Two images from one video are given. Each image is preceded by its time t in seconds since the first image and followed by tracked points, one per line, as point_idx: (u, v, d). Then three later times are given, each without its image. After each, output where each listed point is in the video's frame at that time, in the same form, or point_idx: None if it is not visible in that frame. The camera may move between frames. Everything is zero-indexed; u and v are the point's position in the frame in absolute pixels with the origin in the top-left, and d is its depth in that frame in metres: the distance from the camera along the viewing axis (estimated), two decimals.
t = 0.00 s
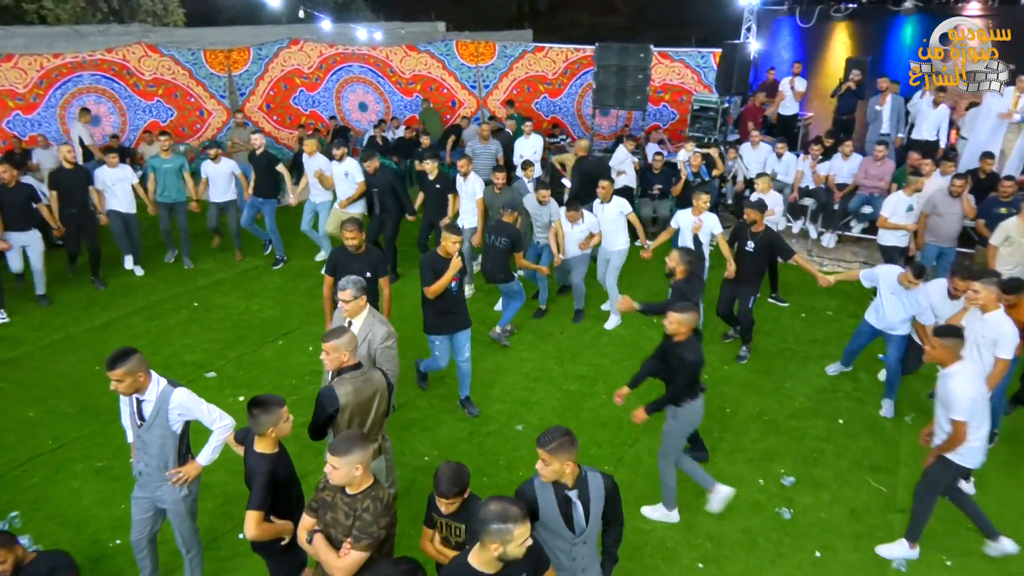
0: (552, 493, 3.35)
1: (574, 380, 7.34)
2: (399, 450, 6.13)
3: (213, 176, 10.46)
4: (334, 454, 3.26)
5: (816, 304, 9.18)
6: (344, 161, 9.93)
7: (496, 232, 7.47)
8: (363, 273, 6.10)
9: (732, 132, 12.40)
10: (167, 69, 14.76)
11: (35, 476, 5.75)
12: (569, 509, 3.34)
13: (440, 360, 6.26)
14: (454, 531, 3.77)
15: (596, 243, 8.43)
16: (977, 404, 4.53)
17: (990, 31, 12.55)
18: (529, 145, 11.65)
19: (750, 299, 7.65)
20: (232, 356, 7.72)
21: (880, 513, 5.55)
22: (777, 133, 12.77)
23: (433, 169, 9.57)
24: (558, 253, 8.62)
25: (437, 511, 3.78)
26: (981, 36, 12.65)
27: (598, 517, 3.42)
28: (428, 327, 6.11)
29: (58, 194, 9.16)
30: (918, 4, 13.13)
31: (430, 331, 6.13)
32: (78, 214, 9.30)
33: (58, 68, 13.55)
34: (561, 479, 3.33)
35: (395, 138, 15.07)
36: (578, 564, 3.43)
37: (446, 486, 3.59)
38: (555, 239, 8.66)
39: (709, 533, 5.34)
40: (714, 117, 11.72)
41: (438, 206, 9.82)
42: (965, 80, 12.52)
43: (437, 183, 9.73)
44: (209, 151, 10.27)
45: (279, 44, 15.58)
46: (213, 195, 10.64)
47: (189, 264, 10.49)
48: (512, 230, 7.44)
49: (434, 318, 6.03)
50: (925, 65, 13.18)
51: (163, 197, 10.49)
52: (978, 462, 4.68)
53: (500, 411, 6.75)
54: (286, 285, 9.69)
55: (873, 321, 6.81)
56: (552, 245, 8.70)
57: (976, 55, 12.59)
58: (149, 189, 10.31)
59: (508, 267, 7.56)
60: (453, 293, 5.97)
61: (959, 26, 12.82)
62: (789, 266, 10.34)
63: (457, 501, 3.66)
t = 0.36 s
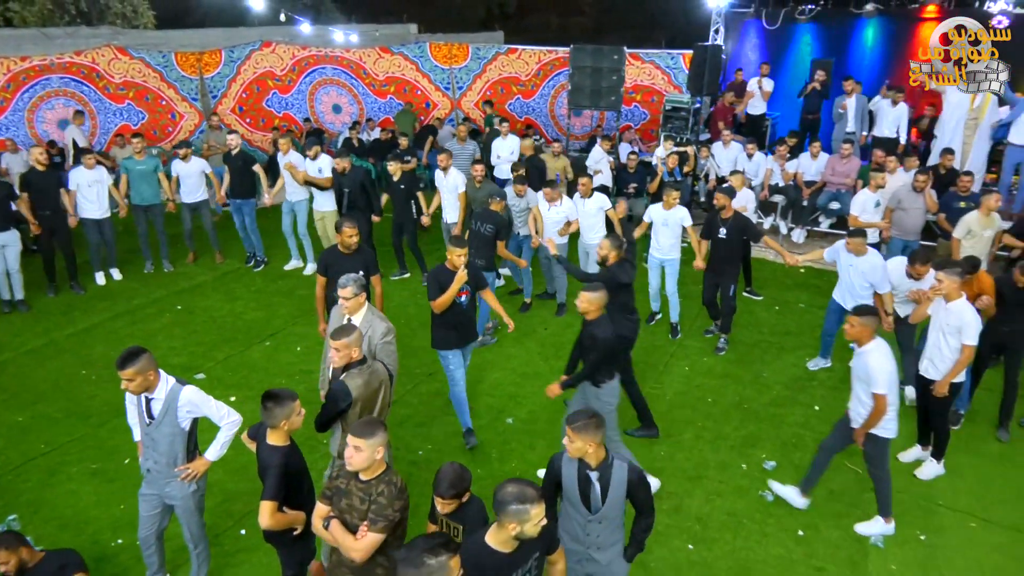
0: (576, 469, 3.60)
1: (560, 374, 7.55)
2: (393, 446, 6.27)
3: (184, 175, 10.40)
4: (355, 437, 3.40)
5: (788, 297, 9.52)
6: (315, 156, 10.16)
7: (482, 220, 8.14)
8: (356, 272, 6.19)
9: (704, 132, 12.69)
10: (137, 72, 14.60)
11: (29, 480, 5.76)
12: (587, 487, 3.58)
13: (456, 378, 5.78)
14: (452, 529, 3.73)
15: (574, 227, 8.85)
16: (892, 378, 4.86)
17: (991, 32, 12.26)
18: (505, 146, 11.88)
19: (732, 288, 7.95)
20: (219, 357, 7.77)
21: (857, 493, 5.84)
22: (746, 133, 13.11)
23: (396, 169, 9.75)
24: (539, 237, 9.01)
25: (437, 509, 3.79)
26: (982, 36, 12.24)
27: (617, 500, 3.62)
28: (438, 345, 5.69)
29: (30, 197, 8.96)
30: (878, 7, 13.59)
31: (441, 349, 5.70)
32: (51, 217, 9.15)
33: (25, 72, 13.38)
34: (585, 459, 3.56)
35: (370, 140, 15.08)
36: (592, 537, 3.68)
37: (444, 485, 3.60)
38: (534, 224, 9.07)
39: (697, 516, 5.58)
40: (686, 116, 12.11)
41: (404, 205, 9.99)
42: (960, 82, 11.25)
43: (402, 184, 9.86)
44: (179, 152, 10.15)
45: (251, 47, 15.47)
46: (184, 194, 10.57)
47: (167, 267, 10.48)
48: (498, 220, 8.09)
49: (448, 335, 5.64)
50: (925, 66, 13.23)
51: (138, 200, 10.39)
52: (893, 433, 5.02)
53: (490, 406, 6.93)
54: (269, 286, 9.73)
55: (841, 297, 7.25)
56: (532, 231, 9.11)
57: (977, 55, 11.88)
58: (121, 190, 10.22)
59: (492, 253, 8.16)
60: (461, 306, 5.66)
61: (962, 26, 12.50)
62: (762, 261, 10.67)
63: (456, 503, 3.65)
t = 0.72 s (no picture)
0: (589, 446, 3.89)
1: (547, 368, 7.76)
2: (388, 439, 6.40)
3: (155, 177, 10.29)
4: (374, 423, 3.55)
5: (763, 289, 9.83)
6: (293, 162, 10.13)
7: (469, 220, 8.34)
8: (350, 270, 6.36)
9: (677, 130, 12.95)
10: (108, 74, 14.37)
11: (25, 483, 5.78)
12: (595, 464, 3.85)
13: (464, 389, 5.86)
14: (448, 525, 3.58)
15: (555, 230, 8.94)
16: (803, 348, 5.23)
17: (990, 32, 12.84)
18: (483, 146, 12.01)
19: (707, 282, 8.22)
20: (208, 358, 7.82)
21: (837, 474, 6.12)
22: (716, 131, 13.40)
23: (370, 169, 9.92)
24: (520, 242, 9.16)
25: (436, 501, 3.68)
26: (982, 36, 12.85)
27: (622, 481, 3.82)
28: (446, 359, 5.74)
29: (8, 204, 8.91)
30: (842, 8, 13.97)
31: (450, 363, 5.75)
32: (31, 222, 9.10)
33: None
34: (596, 437, 3.81)
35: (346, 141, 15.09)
36: (597, 513, 3.92)
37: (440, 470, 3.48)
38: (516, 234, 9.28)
39: (686, 499, 5.80)
40: (659, 116, 12.38)
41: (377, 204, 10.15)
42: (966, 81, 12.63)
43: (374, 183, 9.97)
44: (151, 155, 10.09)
45: (223, 49, 15.37)
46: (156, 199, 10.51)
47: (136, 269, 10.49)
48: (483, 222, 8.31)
49: (455, 350, 5.68)
50: (925, 66, 13.23)
51: (111, 202, 10.31)
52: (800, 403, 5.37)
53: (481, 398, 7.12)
54: (253, 288, 9.76)
55: (812, 291, 7.50)
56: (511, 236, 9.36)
57: (976, 55, 12.76)
58: (95, 195, 10.11)
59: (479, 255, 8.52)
60: (467, 320, 5.66)
61: (962, 26, 13.04)
62: (736, 254, 11.01)
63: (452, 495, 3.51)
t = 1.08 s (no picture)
0: (590, 423, 4.08)
1: (533, 361, 7.94)
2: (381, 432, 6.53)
3: (131, 180, 10.28)
4: (381, 410, 3.69)
5: (738, 282, 10.12)
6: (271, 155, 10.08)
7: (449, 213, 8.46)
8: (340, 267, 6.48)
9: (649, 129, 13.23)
10: (77, 76, 14.29)
11: (19, 484, 5.81)
12: (593, 440, 4.03)
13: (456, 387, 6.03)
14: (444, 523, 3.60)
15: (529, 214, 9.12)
16: (726, 326, 5.55)
17: (990, 32, 13.34)
18: (462, 145, 12.12)
19: (689, 277, 8.48)
20: (195, 358, 7.87)
21: (815, 455, 6.38)
22: (688, 129, 13.75)
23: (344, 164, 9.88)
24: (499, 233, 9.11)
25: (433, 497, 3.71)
26: (982, 36, 13.36)
27: (616, 460, 3.96)
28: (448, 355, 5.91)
29: None
30: (807, 9, 14.43)
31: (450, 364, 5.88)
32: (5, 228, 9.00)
33: None
34: (596, 414, 4.00)
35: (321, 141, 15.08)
36: (593, 489, 4.08)
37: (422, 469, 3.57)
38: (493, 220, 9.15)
39: (673, 483, 6.01)
40: (632, 115, 12.69)
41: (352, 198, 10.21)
42: (966, 80, 13.28)
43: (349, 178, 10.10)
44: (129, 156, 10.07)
45: (195, 50, 15.31)
46: (131, 200, 10.42)
47: (118, 270, 10.36)
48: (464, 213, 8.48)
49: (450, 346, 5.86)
50: (925, 65, 13.61)
51: (83, 204, 10.27)
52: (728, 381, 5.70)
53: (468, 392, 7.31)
54: (235, 288, 9.78)
55: (779, 281, 7.82)
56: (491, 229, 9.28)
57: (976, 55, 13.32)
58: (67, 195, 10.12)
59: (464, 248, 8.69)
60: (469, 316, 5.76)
61: (962, 25, 13.51)
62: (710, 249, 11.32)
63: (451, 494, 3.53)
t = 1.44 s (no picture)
0: (585, 406, 4.24)
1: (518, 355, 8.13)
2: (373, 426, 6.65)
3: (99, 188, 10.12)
4: (378, 400, 3.79)
5: (712, 276, 10.42)
6: (243, 157, 10.09)
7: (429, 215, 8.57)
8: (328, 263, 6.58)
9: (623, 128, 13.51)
10: (46, 78, 14.12)
11: (13, 485, 5.82)
12: (587, 422, 4.18)
13: (480, 388, 5.92)
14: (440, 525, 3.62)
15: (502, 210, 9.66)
16: (653, 307, 5.79)
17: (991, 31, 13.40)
18: (439, 144, 12.23)
19: (663, 264, 8.85)
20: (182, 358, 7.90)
21: (793, 439, 6.64)
22: (660, 127, 14.06)
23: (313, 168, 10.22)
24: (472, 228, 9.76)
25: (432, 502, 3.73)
26: (982, 35, 13.46)
27: (609, 441, 4.07)
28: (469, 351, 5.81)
29: None
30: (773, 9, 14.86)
31: (472, 358, 5.81)
32: None
33: None
34: (591, 397, 4.15)
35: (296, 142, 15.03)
36: (586, 470, 4.20)
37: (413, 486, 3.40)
38: (466, 216, 9.74)
39: (660, 468, 6.22)
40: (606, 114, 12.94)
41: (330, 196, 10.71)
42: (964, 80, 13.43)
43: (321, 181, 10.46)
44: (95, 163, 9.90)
45: (166, 51, 15.15)
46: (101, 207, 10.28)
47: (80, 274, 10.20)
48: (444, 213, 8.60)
49: (477, 345, 5.75)
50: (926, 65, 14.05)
51: (49, 212, 10.05)
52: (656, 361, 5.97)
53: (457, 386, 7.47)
54: (217, 288, 9.79)
55: (735, 268, 8.26)
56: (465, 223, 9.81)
57: (976, 54, 13.42)
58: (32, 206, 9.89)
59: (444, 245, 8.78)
60: (491, 319, 5.68)
61: (962, 25, 13.67)
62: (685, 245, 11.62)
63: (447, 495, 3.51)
